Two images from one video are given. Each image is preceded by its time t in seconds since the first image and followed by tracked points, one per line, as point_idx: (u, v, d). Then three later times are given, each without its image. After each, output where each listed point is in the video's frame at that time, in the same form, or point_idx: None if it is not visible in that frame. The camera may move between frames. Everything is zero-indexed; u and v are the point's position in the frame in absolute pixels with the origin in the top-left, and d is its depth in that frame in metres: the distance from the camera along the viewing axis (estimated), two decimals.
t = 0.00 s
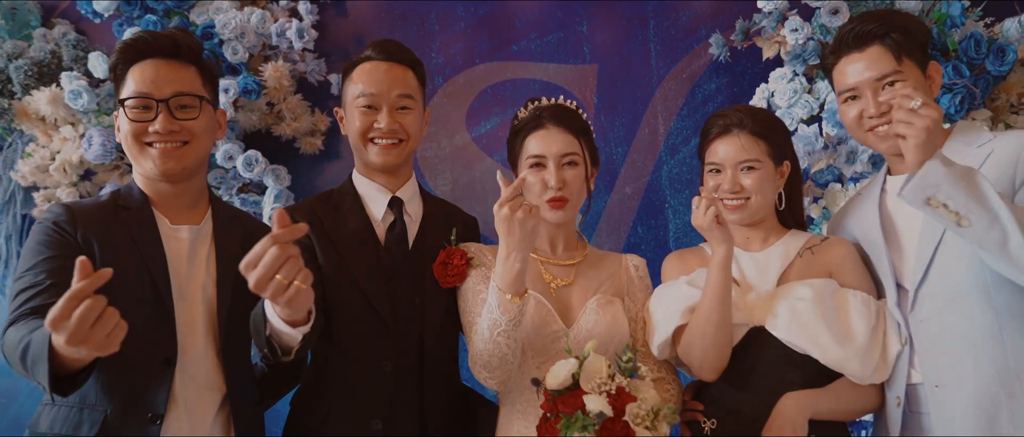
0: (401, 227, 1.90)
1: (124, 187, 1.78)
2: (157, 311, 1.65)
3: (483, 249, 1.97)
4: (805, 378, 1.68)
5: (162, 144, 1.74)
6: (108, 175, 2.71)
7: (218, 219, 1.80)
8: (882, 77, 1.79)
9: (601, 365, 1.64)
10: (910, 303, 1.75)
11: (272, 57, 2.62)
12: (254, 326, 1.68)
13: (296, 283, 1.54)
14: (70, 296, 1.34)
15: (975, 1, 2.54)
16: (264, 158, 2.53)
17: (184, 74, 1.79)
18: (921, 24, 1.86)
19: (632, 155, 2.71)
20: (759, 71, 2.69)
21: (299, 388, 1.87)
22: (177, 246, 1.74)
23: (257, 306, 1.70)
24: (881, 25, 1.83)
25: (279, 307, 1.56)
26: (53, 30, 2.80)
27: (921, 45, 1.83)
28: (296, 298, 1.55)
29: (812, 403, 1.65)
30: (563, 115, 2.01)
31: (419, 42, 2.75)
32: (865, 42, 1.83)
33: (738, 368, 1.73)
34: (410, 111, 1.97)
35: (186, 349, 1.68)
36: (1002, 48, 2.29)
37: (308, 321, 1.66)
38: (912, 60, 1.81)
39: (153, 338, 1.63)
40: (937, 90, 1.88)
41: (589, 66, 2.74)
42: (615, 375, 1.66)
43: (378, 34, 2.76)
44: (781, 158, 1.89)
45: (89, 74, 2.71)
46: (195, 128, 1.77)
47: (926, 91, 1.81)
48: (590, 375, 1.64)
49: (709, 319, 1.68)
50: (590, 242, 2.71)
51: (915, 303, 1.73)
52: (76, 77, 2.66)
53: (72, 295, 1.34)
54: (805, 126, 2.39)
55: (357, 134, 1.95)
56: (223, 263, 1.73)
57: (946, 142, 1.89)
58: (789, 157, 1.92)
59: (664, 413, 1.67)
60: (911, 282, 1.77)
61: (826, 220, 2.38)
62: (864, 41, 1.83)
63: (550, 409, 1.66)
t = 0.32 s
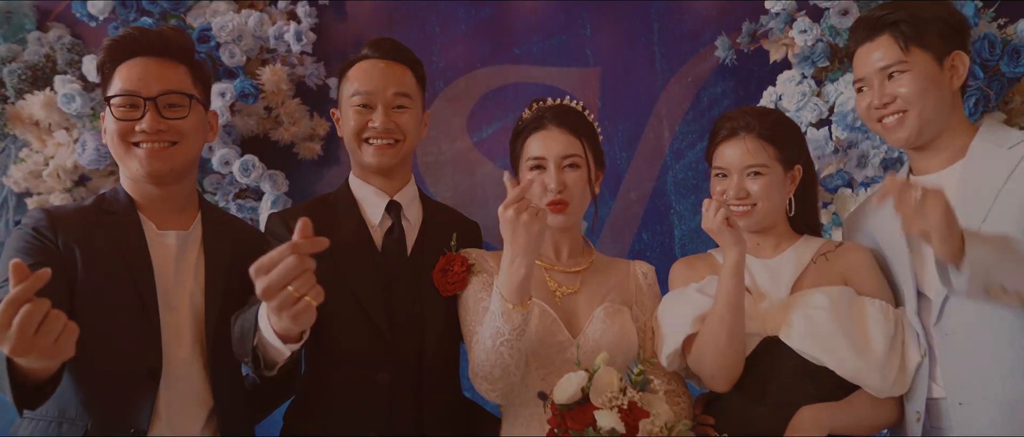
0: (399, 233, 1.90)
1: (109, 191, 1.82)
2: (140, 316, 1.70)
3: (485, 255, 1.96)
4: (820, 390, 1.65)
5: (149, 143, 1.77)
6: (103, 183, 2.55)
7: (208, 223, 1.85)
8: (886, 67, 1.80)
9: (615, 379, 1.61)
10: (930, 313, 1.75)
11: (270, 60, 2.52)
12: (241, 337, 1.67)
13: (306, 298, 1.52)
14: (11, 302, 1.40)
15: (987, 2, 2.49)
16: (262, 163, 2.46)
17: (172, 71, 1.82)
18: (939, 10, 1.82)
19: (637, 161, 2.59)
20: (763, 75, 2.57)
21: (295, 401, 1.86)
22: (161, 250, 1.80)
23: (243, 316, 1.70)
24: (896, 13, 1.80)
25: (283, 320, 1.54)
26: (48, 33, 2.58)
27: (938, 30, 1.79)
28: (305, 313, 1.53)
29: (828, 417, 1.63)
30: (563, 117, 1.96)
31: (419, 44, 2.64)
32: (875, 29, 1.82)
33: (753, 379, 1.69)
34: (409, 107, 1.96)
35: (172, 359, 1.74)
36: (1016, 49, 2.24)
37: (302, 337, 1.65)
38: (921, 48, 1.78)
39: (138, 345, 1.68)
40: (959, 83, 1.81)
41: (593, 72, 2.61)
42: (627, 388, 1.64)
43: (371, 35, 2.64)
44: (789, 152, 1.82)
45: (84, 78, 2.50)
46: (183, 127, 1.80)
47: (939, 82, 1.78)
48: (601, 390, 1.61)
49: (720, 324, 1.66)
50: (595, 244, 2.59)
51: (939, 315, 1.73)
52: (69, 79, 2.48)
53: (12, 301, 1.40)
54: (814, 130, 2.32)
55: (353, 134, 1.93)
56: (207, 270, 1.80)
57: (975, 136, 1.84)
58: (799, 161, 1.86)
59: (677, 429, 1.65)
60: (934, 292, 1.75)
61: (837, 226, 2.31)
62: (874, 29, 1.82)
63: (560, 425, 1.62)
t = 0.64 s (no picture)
0: (397, 237, 1.97)
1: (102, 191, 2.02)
2: (131, 324, 1.92)
3: (488, 261, 1.99)
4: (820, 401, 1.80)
5: (144, 142, 1.98)
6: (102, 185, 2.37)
7: (201, 227, 2.04)
8: (910, 58, 2.05)
9: (620, 391, 1.71)
10: (947, 319, 1.99)
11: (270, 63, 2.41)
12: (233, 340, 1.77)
13: (271, 291, 1.63)
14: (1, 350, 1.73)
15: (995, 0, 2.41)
16: (260, 166, 2.35)
17: (164, 72, 2.01)
18: (971, 1, 2.07)
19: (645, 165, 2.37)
20: (772, 77, 2.38)
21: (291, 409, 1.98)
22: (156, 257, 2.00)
23: (234, 321, 1.80)
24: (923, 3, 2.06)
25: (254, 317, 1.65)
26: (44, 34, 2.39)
27: (967, 19, 2.04)
28: (272, 305, 1.64)
29: (837, 425, 1.78)
30: (567, 118, 1.99)
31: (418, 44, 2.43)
32: (903, 20, 2.08)
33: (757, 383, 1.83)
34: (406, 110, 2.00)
35: (163, 367, 1.94)
36: None
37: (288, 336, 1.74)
38: (945, 38, 2.03)
39: (126, 348, 1.90)
40: (986, 73, 2.05)
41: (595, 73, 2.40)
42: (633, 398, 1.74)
43: (355, 35, 2.44)
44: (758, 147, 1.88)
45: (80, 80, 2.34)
46: (176, 128, 2.00)
47: (964, 71, 2.03)
48: (606, 399, 1.71)
49: (725, 333, 1.77)
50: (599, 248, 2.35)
51: (964, 316, 1.96)
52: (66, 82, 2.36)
53: None
54: (820, 133, 2.27)
55: (352, 136, 1.98)
56: (202, 278, 1.99)
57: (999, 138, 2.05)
58: (808, 161, 1.95)
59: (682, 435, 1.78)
60: (951, 300, 1.99)
61: (843, 230, 2.22)
62: (902, 19, 2.08)
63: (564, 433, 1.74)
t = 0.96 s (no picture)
0: (399, 244, 2.14)
1: (108, 196, 2.15)
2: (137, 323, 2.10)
3: (490, 267, 2.15)
4: (801, 406, 2.09)
5: (151, 144, 2.14)
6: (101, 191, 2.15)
7: (207, 231, 2.15)
8: (923, 63, 2.17)
9: (619, 397, 2.07)
10: (956, 325, 2.11)
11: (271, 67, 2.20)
12: (233, 345, 2.09)
13: (277, 296, 2.08)
14: None
15: None
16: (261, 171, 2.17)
17: (168, 75, 2.16)
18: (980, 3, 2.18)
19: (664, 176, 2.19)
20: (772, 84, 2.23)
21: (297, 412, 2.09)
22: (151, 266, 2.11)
23: (243, 323, 2.10)
24: (934, 8, 2.18)
25: (261, 319, 2.08)
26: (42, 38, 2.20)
27: (977, 20, 2.16)
28: (278, 308, 2.07)
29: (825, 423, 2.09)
30: (573, 125, 2.18)
31: (418, 44, 2.21)
32: (913, 24, 2.19)
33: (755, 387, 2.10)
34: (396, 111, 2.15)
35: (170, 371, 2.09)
36: None
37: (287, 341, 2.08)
38: (957, 44, 2.15)
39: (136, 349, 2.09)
40: (1003, 75, 2.15)
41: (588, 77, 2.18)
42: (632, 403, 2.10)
43: (332, 34, 2.20)
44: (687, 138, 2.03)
45: (82, 86, 2.16)
46: (180, 132, 2.15)
47: (979, 75, 2.14)
48: (605, 406, 2.07)
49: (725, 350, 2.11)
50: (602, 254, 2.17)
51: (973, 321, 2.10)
52: (66, 87, 2.17)
53: None
54: (821, 138, 2.19)
55: (355, 144, 2.16)
56: (206, 281, 2.12)
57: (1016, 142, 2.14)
58: (808, 161, 2.17)
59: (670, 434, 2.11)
60: (960, 309, 2.11)
61: (845, 235, 2.17)
62: (914, 23, 2.19)
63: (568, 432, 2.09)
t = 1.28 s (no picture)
0: (407, 257, 2.24)
1: (127, 208, 2.23)
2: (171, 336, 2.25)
3: (495, 277, 2.24)
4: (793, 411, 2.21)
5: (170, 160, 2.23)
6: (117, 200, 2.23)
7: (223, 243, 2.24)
8: (923, 75, 2.18)
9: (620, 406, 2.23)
10: (959, 338, 2.13)
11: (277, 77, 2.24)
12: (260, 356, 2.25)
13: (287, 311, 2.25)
14: None
15: None
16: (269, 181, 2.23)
17: (185, 92, 2.24)
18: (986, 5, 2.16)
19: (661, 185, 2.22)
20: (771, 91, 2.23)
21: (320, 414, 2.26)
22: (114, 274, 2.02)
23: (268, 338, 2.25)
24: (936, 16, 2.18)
25: (274, 331, 2.25)
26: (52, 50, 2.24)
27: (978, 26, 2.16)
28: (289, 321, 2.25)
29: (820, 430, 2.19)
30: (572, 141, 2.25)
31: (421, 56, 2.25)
32: (916, 31, 2.18)
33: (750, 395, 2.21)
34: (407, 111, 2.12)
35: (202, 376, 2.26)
36: None
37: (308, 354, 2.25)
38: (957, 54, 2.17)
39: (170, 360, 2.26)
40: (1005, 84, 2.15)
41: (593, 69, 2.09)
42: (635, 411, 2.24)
43: (332, 40, 2.24)
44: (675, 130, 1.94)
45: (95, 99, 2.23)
46: (196, 147, 2.23)
47: (978, 86, 2.16)
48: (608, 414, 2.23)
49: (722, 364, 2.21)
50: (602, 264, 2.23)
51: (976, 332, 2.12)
52: (78, 100, 2.23)
53: None
54: (816, 150, 2.21)
55: (361, 158, 2.24)
56: (227, 292, 2.25)
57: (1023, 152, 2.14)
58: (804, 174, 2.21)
59: None
60: (962, 321, 2.13)
61: (840, 246, 2.20)
62: (918, 29, 2.18)
63: None
